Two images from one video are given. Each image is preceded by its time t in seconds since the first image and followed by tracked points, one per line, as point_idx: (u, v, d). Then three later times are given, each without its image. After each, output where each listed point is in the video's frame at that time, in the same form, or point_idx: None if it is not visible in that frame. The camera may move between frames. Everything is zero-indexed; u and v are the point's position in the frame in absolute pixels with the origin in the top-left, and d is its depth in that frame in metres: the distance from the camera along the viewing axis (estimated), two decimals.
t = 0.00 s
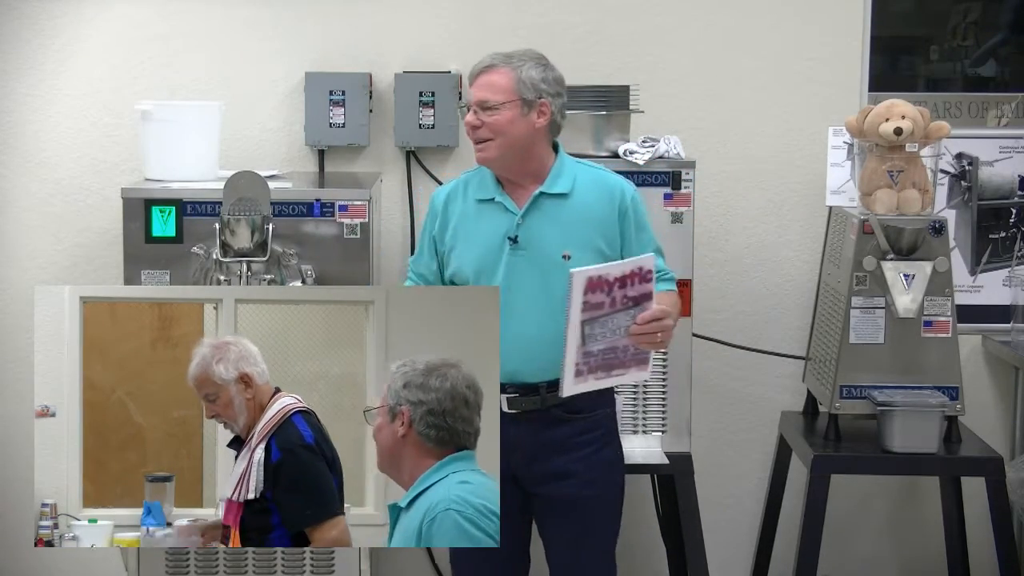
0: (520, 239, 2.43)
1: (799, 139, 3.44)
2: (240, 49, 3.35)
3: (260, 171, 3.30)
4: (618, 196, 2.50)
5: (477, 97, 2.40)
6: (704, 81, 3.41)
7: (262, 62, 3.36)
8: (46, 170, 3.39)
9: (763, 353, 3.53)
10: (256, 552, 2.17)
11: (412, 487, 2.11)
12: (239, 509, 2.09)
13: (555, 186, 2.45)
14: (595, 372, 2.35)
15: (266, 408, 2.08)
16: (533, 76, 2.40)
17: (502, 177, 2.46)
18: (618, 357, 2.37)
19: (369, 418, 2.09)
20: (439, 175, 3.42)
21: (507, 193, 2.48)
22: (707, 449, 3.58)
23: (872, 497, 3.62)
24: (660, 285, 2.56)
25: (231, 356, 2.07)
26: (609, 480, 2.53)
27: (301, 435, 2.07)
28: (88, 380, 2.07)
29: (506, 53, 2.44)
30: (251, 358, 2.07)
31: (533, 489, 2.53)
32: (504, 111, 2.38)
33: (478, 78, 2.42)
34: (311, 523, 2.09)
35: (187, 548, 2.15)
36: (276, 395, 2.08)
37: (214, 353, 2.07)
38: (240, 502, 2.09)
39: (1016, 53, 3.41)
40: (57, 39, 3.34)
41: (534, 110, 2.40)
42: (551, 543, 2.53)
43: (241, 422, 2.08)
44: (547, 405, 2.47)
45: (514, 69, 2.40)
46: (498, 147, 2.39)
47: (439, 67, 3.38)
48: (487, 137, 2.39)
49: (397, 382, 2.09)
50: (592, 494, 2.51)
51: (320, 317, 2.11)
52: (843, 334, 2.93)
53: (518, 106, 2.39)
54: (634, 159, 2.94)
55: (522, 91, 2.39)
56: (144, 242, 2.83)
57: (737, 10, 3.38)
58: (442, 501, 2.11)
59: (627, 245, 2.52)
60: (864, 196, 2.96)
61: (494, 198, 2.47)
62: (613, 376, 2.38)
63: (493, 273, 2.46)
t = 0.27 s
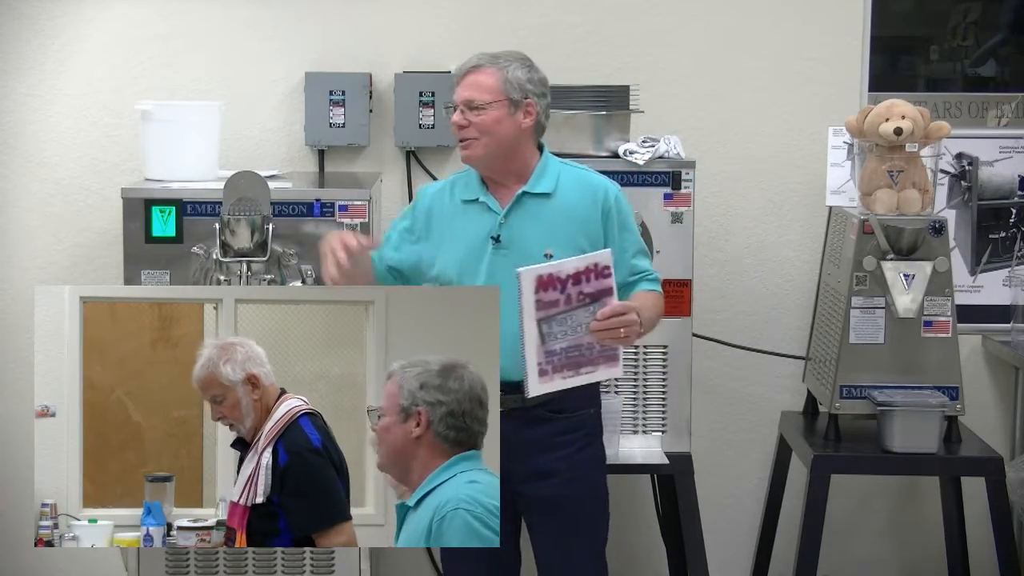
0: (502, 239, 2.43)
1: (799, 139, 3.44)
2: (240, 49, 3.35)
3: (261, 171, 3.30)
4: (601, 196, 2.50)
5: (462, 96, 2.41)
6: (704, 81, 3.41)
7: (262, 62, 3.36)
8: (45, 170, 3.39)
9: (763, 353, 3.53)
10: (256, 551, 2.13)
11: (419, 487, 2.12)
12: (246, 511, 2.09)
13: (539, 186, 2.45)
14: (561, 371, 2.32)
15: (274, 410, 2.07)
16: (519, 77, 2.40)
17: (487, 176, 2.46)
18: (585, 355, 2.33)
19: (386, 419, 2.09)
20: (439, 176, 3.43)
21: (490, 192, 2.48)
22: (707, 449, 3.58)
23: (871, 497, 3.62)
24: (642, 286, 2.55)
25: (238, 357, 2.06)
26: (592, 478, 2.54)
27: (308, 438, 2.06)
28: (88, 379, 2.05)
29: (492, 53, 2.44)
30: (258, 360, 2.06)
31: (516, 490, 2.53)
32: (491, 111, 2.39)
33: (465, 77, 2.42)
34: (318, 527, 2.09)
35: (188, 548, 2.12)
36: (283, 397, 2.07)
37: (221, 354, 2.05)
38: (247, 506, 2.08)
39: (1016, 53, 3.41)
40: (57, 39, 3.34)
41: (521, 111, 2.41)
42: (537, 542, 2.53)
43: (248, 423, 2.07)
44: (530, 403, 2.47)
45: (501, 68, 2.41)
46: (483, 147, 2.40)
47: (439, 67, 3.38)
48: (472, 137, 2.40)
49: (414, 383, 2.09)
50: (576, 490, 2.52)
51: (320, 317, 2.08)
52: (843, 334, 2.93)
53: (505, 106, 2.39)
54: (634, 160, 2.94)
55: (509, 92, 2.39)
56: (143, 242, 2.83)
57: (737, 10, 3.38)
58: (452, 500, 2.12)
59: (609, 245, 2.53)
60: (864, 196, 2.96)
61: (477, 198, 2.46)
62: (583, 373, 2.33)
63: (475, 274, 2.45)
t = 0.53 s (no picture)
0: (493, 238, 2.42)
1: (799, 139, 3.44)
2: (240, 49, 3.35)
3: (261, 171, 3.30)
4: (589, 194, 2.50)
5: (471, 96, 2.38)
6: (704, 81, 3.41)
7: (262, 62, 3.36)
8: (45, 170, 3.39)
9: (763, 353, 3.53)
10: (256, 552, 2.16)
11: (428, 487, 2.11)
12: (247, 514, 2.08)
13: (528, 185, 2.45)
14: (542, 367, 2.38)
15: (276, 411, 2.07)
16: (524, 78, 2.42)
17: (486, 176, 2.45)
18: (566, 351, 2.39)
19: (403, 421, 2.09)
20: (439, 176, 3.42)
21: (478, 190, 2.47)
22: (706, 449, 3.58)
23: (871, 497, 3.62)
24: (628, 284, 2.54)
25: (240, 359, 2.05)
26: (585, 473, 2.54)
27: (313, 441, 2.07)
28: (88, 379, 2.05)
29: (496, 52, 2.43)
30: (261, 362, 2.06)
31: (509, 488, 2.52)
32: (501, 111, 2.38)
33: (472, 76, 2.40)
34: (319, 530, 2.09)
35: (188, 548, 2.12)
36: (285, 398, 2.07)
37: (223, 356, 2.05)
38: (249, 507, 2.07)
39: (1016, 53, 3.41)
40: (57, 39, 3.34)
41: (523, 113, 2.43)
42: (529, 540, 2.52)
43: (249, 426, 2.06)
44: (524, 401, 2.46)
45: (509, 69, 2.40)
46: (493, 147, 2.39)
47: (439, 67, 3.38)
48: (482, 138, 2.39)
49: (433, 386, 2.08)
50: (569, 485, 2.52)
51: (320, 317, 2.08)
52: (843, 334, 2.93)
53: (512, 107, 2.39)
54: (634, 160, 2.94)
55: (517, 93, 2.40)
56: (144, 241, 2.83)
57: (737, 10, 3.38)
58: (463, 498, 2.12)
59: (598, 244, 2.52)
60: (864, 196, 2.96)
61: (467, 197, 2.45)
62: (565, 368, 2.39)
63: (465, 274, 2.44)
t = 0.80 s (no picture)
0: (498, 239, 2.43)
1: (799, 139, 3.44)
2: (240, 49, 3.35)
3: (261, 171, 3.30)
4: (588, 192, 2.53)
5: (487, 96, 2.39)
6: (704, 81, 3.41)
7: (262, 63, 3.36)
8: (45, 170, 3.39)
9: (763, 353, 3.53)
10: (256, 551, 2.12)
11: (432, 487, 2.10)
12: (249, 511, 2.08)
13: (530, 184, 2.47)
14: (534, 369, 2.41)
15: (275, 410, 2.07)
16: (531, 80, 2.46)
17: (489, 175, 2.45)
18: (555, 351, 2.40)
19: (405, 420, 2.10)
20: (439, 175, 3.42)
21: (479, 190, 2.48)
22: (706, 449, 3.58)
23: (872, 497, 3.62)
24: (621, 284, 2.55)
25: (238, 358, 2.05)
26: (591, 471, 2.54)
27: (315, 439, 2.06)
28: (88, 379, 2.05)
29: (501, 52, 2.45)
30: (259, 361, 2.05)
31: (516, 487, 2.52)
32: (516, 112, 2.40)
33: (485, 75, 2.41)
34: (321, 528, 2.09)
35: (189, 548, 2.11)
36: (284, 397, 2.07)
37: (222, 355, 2.05)
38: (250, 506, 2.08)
39: (1016, 53, 3.41)
40: (57, 39, 3.34)
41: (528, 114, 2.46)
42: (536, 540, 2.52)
43: (247, 424, 2.06)
44: (529, 400, 2.47)
45: (519, 70, 2.43)
46: (508, 147, 2.40)
47: (439, 67, 3.38)
48: (497, 138, 2.39)
49: (436, 387, 2.08)
50: (576, 483, 2.51)
51: (320, 318, 2.07)
52: (843, 334, 2.93)
53: (522, 109, 2.42)
54: (634, 160, 2.94)
55: (527, 95, 2.43)
56: (144, 241, 2.83)
57: (737, 10, 3.38)
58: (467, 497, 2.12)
59: (596, 242, 2.54)
60: (864, 196, 2.96)
61: (469, 197, 2.46)
62: (555, 369, 2.42)
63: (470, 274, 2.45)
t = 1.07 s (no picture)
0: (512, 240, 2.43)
1: (799, 139, 3.44)
2: (240, 49, 3.35)
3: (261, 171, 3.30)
4: (594, 191, 2.52)
5: (494, 96, 2.36)
6: (704, 81, 3.41)
7: (263, 63, 3.36)
8: (46, 170, 3.39)
9: (763, 353, 3.53)
10: (256, 552, 2.16)
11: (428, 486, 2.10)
12: (245, 509, 2.08)
13: (539, 184, 2.46)
14: (531, 370, 2.40)
15: (262, 408, 2.07)
16: (537, 79, 2.44)
17: (498, 176, 2.44)
18: (552, 354, 2.40)
19: (402, 416, 2.09)
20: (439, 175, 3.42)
21: (488, 193, 2.47)
22: (707, 449, 3.58)
23: (872, 497, 3.62)
24: (625, 283, 2.56)
25: (224, 359, 2.04)
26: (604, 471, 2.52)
27: (308, 433, 2.06)
28: (88, 380, 2.05)
29: (506, 52, 2.43)
30: (245, 361, 2.05)
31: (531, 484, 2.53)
32: (524, 111, 2.38)
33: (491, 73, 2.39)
34: (319, 522, 2.08)
35: (188, 549, 2.11)
36: (271, 396, 2.07)
37: (207, 356, 2.04)
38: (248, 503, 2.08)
39: (1016, 53, 3.41)
40: (57, 39, 3.34)
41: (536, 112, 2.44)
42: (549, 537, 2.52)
43: (234, 424, 2.06)
44: (546, 400, 2.46)
45: (525, 69, 2.41)
46: (517, 146, 2.38)
47: (439, 67, 3.38)
48: (506, 137, 2.38)
49: (433, 384, 2.08)
50: (589, 483, 2.50)
51: (320, 318, 2.07)
52: (843, 334, 2.93)
53: (530, 107, 2.40)
54: (634, 160, 2.94)
55: (534, 93, 2.41)
56: (144, 242, 2.83)
57: (737, 10, 3.38)
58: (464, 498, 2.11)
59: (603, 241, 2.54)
60: (864, 196, 2.96)
61: (478, 201, 2.45)
62: (552, 372, 2.41)
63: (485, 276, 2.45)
